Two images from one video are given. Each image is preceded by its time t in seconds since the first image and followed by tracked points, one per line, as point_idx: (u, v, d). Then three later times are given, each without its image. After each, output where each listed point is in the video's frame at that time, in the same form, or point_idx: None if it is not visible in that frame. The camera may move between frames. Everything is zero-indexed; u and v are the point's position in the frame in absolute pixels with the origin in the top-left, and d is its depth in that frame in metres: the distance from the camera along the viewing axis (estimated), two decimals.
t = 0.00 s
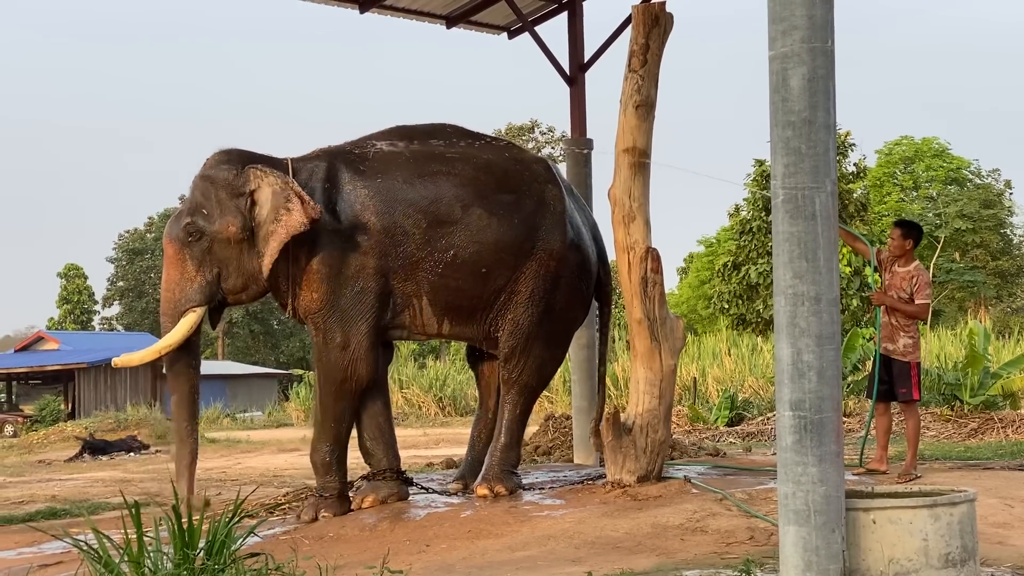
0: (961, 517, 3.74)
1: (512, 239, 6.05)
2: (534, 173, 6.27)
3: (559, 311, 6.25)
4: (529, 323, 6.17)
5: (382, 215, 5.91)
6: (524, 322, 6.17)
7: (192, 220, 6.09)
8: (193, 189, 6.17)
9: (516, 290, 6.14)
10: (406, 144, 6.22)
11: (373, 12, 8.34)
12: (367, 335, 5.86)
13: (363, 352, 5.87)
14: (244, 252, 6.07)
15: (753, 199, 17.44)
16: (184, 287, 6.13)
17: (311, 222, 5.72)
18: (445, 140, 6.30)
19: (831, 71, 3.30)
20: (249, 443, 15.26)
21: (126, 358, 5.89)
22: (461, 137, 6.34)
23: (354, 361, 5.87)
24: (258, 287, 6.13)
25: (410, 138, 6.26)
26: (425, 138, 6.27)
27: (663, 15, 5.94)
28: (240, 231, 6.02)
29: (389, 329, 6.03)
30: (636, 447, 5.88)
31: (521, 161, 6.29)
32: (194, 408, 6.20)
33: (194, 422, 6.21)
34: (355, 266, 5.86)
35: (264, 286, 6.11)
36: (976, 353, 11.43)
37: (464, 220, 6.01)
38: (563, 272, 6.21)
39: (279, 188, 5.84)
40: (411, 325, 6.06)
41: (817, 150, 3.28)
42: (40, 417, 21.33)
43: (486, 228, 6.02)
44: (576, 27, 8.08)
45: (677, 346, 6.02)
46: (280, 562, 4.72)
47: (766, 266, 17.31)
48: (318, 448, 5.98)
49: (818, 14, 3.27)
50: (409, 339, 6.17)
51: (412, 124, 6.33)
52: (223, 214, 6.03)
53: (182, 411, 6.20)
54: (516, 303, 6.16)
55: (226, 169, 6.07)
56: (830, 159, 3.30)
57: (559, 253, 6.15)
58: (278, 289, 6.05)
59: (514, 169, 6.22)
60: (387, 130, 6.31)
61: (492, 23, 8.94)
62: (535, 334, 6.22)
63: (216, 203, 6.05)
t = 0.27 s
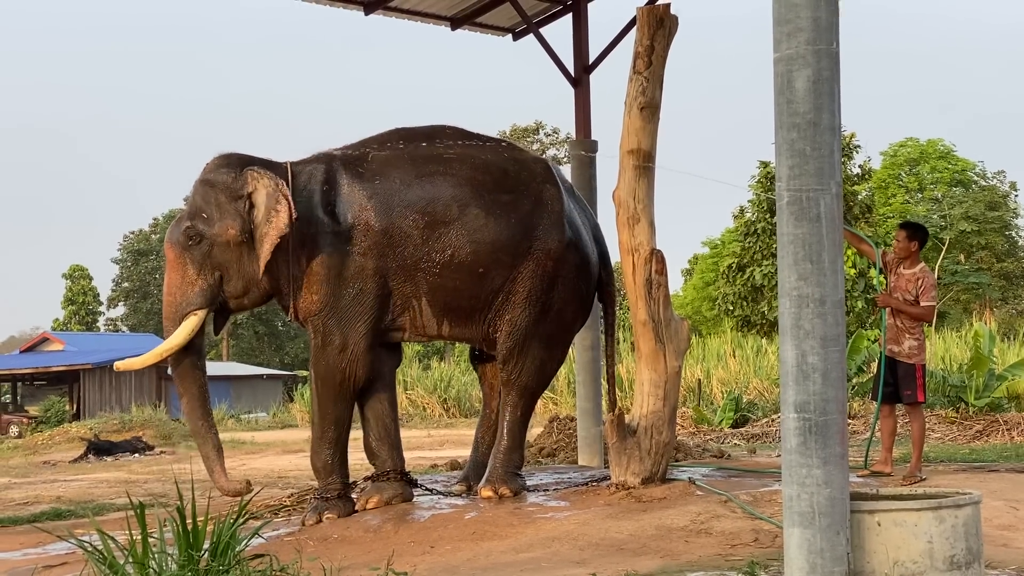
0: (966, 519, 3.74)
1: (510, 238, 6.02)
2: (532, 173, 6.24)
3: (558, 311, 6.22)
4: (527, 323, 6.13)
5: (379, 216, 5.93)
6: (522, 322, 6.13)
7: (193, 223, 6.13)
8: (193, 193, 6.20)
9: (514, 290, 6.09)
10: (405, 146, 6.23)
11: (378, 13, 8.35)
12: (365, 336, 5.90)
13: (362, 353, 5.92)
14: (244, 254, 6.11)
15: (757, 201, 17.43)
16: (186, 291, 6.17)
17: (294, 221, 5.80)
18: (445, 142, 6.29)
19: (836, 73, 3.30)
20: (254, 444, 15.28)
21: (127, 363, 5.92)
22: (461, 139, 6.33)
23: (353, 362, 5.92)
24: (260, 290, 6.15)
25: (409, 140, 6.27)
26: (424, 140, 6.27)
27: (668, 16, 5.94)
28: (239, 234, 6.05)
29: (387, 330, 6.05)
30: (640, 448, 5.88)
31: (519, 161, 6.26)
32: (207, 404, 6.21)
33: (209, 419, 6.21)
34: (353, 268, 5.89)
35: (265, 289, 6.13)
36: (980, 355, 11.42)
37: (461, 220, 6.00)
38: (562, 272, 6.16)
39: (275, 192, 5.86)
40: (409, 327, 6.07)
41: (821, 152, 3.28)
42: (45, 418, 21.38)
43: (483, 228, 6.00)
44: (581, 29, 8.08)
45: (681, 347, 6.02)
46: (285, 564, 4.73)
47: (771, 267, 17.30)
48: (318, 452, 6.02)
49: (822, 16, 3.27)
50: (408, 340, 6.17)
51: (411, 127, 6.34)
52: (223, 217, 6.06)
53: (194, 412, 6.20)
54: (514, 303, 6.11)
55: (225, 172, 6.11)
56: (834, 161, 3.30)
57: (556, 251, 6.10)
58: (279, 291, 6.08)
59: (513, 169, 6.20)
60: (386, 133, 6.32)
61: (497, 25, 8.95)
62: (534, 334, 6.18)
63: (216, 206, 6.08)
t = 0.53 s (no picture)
0: (971, 521, 3.73)
1: (507, 239, 6.00)
2: (531, 174, 6.21)
3: (559, 312, 6.19)
4: (527, 324, 6.11)
5: (375, 218, 5.93)
6: (522, 323, 6.11)
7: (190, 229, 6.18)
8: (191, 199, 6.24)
9: (513, 291, 6.07)
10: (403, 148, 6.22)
11: (382, 14, 8.36)
12: (364, 337, 5.94)
13: (361, 355, 5.95)
14: (241, 259, 6.13)
15: (762, 202, 17.42)
16: (184, 296, 6.18)
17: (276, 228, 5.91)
18: (443, 144, 6.27)
19: (840, 74, 3.30)
20: (258, 445, 15.29)
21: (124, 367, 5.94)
22: (459, 140, 6.31)
23: (352, 364, 5.95)
24: (261, 295, 6.16)
25: (407, 142, 6.27)
26: (423, 142, 6.27)
27: (672, 18, 5.95)
28: (235, 239, 6.07)
29: (386, 332, 6.06)
30: (644, 450, 5.88)
31: (517, 162, 6.23)
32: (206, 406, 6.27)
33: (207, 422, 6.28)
34: (352, 270, 5.91)
35: (264, 293, 6.15)
36: (985, 357, 11.40)
37: (458, 221, 5.99)
38: (561, 273, 6.13)
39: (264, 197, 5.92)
40: (408, 329, 6.08)
41: (826, 154, 3.28)
42: (49, 419, 21.42)
43: (481, 229, 5.98)
44: (585, 30, 8.09)
45: (685, 349, 6.02)
46: (289, 565, 4.74)
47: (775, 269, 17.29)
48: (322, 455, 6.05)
49: (827, 18, 3.27)
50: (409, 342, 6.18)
51: (410, 129, 6.34)
52: (219, 222, 6.09)
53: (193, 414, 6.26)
54: (513, 305, 6.09)
55: (222, 177, 6.13)
56: (838, 162, 3.30)
57: (555, 252, 6.06)
58: (278, 295, 6.13)
59: (511, 170, 6.17)
60: (385, 135, 6.32)
61: (501, 27, 8.96)
62: (534, 335, 6.16)
63: (212, 212, 6.12)
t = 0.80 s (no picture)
0: (976, 523, 3.73)
1: (504, 240, 6.00)
2: (529, 175, 6.20)
3: (560, 313, 6.19)
4: (527, 325, 6.11)
5: (373, 220, 5.94)
6: (522, 324, 6.10)
7: (186, 233, 6.28)
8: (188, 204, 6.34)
9: (513, 292, 6.07)
10: (400, 150, 6.23)
11: (387, 16, 8.37)
12: (363, 338, 5.95)
13: (360, 356, 5.98)
14: (233, 264, 6.20)
15: (767, 204, 17.41)
16: (180, 300, 6.30)
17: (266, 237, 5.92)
18: (440, 146, 6.27)
19: (846, 76, 3.30)
20: (263, 446, 15.31)
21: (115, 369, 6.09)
22: (457, 142, 6.32)
23: (351, 365, 5.97)
24: (256, 299, 6.20)
25: (404, 145, 6.27)
26: (422, 144, 6.27)
27: (677, 20, 5.95)
28: (227, 244, 6.14)
29: (385, 334, 6.07)
30: (649, 452, 5.87)
31: (515, 163, 6.22)
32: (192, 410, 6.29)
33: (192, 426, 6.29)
34: (349, 272, 5.93)
35: (256, 298, 6.20)
36: (991, 359, 11.37)
37: (456, 223, 5.99)
38: (561, 274, 6.12)
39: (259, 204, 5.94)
40: (407, 330, 6.08)
41: (831, 156, 3.28)
42: (55, 420, 21.46)
43: (478, 230, 5.99)
44: (590, 32, 8.09)
45: (690, 350, 6.02)
46: (294, 567, 4.74)
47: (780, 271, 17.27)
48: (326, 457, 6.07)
49: (832, 20, 3.27)
50: (409, 344, 6.18)
51: (408, 131, 6.34)
52: (211, 228, 6.18)
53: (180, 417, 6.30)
54: (513, 306, 6.09)
55: (217, 183, 6.19)
56: (844, 164, 3.30)
57: (553, 253, 6.06)
58: (277, 298, 6.17)
59: (508, 171, 6.17)
60: (382, 138, 6.32)
61: (506, 28, 8.96)
62: (534, 336, 6.15)
63: (207, 217, 6.21)
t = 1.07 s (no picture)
0: (980, 525, 3.73)
1: (503, 241, 6.00)
2: (527, 175, 6.20)
3: (560, 313, 6.19)
4: (527, 325, 6.11)
5: (371, 221, 5.94)
6: (522, 324, 6.10)
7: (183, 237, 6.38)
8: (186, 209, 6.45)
9: (512, 292, 6.07)
10: (398, 151, 6.23)
11: (391, 17, 8.38)
12: (363, 340, 5.96)
13: (360, 357, 5.99)
14: (227, 266, 6.28)
15: (771, 206, 17.40)
16: (177, 303, 6.39)
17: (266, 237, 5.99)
18: (439, 147, 6.28)
19: (849, 78, 3.30)
20: (266, 447, 15.33)
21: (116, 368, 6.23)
22: (456, 143, 6.32)
23: (350, 366, 5.98)
24: (250, 301, 6.28)
25: (403, 146, 6.26)
26: (420, 145, 6.27)
27: (681, 21, 5.95)
28: (222, 247, 6.24)
29: (385, 335, 6.08)
30: (653, 453, 5.87)
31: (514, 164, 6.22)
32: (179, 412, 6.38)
33: (177, 428, 6.37)
34: (348, 273, 5.94)
35: (247, 303, 6.29)
36: (995, 360, 11.36)
37: (455, 223, 5.99)
38: (560, 274, 6.12)
39: (254, 207, 6.03)
40: (407, 331, 6.08)
41: (834, 157, 3.28)
42: (58, 421, 21.49)
43: (477, 231, 5.98)
44: (593, 33, 8.10)
45: (694, 352, 6.02)
46: (297, 567, 4.75)
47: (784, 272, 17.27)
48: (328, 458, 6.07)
49: (835, 21, 3.27)
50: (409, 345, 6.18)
51: (406, 133, 6.34)
52: (207, 231, 6.28)
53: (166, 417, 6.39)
54: (513, 306, 6.09)
55: (213, 187, 6.28)
56: (847, 165, 3.30)
57: (552, 253, 6.06)
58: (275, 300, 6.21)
59: (507, 172, 6.16)
60: (381, 140, 6.32)
61: (510, 30, 8.97)
62: (535, 336, 6.15)
63: (203, 221, 6.30)
